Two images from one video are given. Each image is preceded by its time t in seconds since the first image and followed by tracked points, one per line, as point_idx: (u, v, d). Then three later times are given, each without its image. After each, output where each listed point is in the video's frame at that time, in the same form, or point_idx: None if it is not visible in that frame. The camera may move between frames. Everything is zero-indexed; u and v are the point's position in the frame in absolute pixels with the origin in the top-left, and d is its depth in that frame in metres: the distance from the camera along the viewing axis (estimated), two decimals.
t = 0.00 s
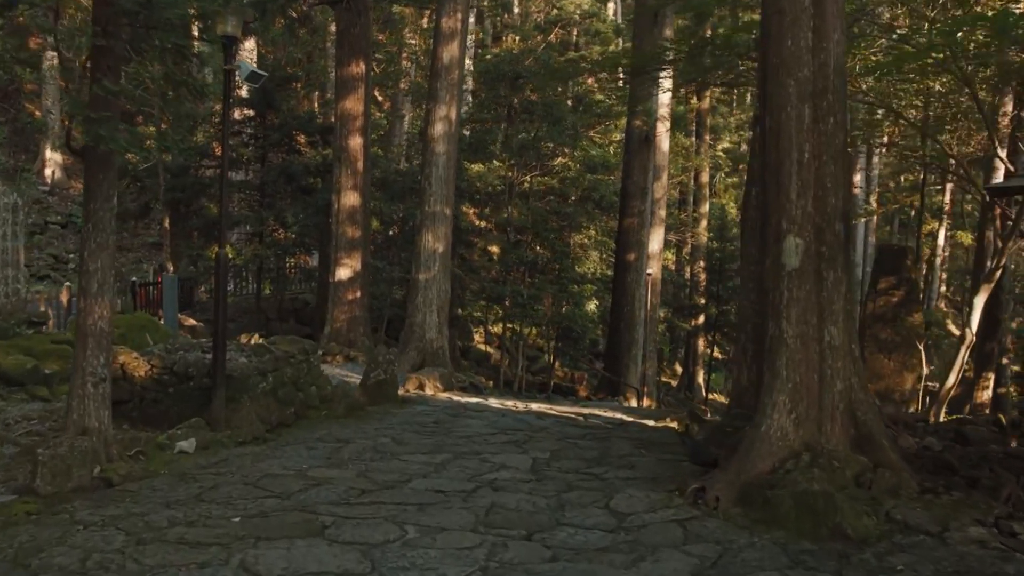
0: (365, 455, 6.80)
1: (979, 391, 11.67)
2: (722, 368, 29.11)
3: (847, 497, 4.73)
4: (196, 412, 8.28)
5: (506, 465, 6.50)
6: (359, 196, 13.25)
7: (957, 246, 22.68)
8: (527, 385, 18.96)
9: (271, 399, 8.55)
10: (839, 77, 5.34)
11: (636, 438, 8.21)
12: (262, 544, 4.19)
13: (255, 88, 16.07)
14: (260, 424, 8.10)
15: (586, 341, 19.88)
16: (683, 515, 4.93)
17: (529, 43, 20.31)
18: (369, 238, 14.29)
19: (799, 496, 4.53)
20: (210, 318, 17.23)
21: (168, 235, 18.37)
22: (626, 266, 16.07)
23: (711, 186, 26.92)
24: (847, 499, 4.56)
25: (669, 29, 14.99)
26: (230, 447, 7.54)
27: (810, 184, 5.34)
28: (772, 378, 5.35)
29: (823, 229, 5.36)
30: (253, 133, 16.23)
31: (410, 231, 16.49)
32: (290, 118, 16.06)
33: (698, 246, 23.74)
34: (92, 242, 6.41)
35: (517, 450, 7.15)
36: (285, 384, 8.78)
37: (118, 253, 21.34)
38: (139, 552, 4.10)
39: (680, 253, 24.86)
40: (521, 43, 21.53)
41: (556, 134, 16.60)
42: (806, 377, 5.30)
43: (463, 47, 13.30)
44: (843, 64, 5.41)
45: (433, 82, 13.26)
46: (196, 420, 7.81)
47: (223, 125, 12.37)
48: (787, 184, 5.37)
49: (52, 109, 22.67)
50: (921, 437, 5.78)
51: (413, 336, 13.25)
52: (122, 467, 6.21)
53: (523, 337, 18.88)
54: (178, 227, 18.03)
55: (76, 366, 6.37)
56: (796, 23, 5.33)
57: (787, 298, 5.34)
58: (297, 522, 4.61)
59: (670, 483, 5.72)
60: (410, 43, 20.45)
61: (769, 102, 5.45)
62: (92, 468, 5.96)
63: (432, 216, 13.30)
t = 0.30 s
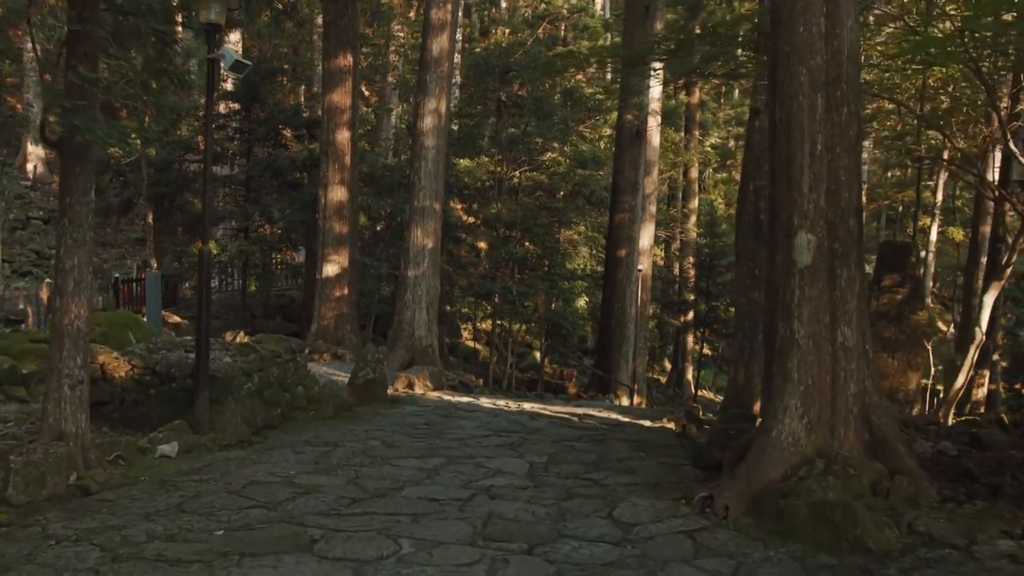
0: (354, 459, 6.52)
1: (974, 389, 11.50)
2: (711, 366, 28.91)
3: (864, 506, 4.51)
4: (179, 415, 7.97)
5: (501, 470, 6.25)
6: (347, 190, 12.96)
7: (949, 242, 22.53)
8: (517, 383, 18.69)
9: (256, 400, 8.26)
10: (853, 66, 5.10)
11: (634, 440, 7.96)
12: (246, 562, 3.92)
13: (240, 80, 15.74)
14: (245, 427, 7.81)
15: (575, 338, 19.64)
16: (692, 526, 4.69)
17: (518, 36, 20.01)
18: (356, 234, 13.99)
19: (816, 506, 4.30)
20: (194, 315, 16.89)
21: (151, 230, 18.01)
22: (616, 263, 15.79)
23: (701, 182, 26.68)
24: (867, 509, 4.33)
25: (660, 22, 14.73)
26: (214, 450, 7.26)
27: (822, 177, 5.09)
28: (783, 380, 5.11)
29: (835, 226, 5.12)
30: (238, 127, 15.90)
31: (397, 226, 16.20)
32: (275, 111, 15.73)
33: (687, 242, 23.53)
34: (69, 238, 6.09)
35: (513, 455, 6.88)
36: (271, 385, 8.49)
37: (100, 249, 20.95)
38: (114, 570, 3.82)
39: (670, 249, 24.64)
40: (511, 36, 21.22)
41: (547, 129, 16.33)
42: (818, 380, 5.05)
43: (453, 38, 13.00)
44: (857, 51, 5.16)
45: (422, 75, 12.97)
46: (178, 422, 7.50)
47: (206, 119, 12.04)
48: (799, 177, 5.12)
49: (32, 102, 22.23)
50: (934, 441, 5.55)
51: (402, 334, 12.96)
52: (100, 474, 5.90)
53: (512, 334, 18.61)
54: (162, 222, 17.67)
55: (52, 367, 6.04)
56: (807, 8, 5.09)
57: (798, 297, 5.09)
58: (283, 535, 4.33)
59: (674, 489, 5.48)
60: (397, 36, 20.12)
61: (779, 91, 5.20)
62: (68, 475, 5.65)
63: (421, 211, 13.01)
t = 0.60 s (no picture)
0: (344, 466, 6.23)
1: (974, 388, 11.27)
2: (701, 363, 28.68)
3: (887, 517, 4.29)
4: (163, 417, 7.62)
5: (499, 477, 5.98)
6: (335, 186, 12.65)
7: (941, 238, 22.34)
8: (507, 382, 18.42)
9: (242, 403, 7.96)
10: (869, 53, 4.85)
11: (633, 443, 7.70)
12: None
13: (224, 74, 15.39)
14: (230, 431, 7.52)
15: (565, 336, 19.38)
16: (705, 539, 4.44)
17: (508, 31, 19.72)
18: (344, 231, 13.68)
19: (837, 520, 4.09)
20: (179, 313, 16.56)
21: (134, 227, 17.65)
22: (608, 260, 15.52)
23: (691, 178, 26.44)
24: (893, 522, 4.17)
25: (653, 16, 14.46)
26: (197, 456, 6.95)
27: (837, 169, 4.84)
28: (796, 383, 4.86)
29: (852, 220, 4.86)
30: (224, 123, 15.63)
31: (386, 223, 15.90)
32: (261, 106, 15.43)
33: (677, 239, 23.29)
34: (43, 235, 5.73)
35: (509, 460, 6.61)
36: (257, 386, 8.19)
37: (82, 247, 20.55)
38: None
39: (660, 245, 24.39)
40: (500, 30, 20.92)
41: (537, 124, 16.03)
42: (835, 384, 4.79)
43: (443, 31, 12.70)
44: (874, 37, 4.91)
45: (412, 68, 12.65)
46: (161, 427, 7.18)
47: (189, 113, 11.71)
48: (814, 169, 4.86)
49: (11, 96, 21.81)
50: (952, 446, 5.33)
51: (392, 333, 12.66)
52: (77, 484, 5.58)
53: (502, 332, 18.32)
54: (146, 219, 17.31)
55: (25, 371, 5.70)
56: None
57: (814, 295, 4.84)
58: (270, 554, 4.05)
59: (682, 498, 5.23)
60: (384, 30, 19.78)
61: (794, 79, 4.93)
62: (41, 486, 5.34)
63: (410, 207, 12.71)
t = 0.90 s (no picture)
0: (334, 474, 5.94)
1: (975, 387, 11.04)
2: (692, 360, 28.48)
3: (913, 531, 4.05)
4: (144, 422, 7.34)
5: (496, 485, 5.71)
6: (323, 182, 12.35)
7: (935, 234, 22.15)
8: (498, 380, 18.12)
9: (227, 406, 7.66)
10: (890, 39, 4.59)
11: (633, 447, 7.44)
12: None
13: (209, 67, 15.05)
14: (214, 436, 7.22)
15: (556, 334, 19.10)
16: (720, 554, 4.19)
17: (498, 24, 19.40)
18: (332, 227, 13.36)
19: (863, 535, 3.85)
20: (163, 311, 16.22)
21: (117, 224, 17.29)
22: (600, 257, 15.23)
23: (682, 173, 26.21)
24: (920, 537, 3.94)
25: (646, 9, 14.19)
26: (180, 463, 6.65)
27: (855, 161, 4.58)
28: (813, 387, 4.61)
29: (870, 216, 4.61)
30: (208, 117, 15.33)
31: (374, 220, 15.59)
32: (246, 99, 15.08)
33: (667, 235, 23.06)
34: (16, 231, 5.37)
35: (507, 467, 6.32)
36: (242, 389, 7.91)
37: (65, 244, 20.18)
38: None
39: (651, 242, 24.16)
40: (489, 24, 20.61)
41: (528, 119, 15.74)
42: (853, 388, 4.54)
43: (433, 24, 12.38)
44: (895, 22, 4.64)
45: (401, 61, 12.34)
46: (142, 432, 6.86)
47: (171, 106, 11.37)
48: (832, 161, 4.60)
49: None
50: (972, 452, 5.09)
51: (381, 331, 12.35)
52: (50, 496, 5.25)
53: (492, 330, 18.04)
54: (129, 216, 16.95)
55: None
56: None
57: (830, 295, 4.58)
58: None
59: (691, 508, 4.98)
60: (372, 24, 19.43)
61: (811, 66, 4.67)
62: (12, 499, 5.02)
63: (400, 203, 12.40)
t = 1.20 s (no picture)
0: (324, 484, 5.66)
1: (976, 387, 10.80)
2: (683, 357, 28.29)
3: (940, 547, 3.81)
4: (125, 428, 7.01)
5: (494, 495, 5.44)
6: (309, 177, 12.04)
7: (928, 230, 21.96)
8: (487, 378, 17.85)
9: (211, 410, 7.36)
10: (912, 25, 4.34)
11: (633, 452, 7.18)
12: None
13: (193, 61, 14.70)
14: (198, 442, 6.93)
15: (546, 331, 18.84)
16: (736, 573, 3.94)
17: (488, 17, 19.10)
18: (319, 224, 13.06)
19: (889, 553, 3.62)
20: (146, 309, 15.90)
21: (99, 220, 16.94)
22: (591, 253, 14.96)
23: (673, 169, 25.98)
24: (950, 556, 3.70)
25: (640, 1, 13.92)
26: (162, 472, 6.35)
27: (874, 154, 4.34)
28: (832, 393, 4.36)
29: (891, 212, 4.36)
30: (193, 112, 14.99)
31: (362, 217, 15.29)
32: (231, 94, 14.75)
33: (658, 231, 22.84)
34: None
35: (504, 474, 6.06)
36: (227, 392, 7.61)
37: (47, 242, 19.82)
38: None
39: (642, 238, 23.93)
40: (479, 18, 20.31)
41: (519, 115, 15.45)
42: (874, 394, 4.29)
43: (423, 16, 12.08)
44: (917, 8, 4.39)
45: (390, 54, 12.04)
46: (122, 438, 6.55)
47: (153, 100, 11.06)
48: (851, 155, 4.35)
49: None
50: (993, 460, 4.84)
51: (369, 330, 12.05)
52: (24, 511, 4.91)
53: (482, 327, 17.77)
54: (112, 212, 16.61)
55: None
56: None
57: (850, 295, 4.33)
58: None
59: (701, 520, 4.74)
60: (360, 17, 19.10)
61: (829, 54, 4.41)
62: None
63: (389, 199, 12.11)
